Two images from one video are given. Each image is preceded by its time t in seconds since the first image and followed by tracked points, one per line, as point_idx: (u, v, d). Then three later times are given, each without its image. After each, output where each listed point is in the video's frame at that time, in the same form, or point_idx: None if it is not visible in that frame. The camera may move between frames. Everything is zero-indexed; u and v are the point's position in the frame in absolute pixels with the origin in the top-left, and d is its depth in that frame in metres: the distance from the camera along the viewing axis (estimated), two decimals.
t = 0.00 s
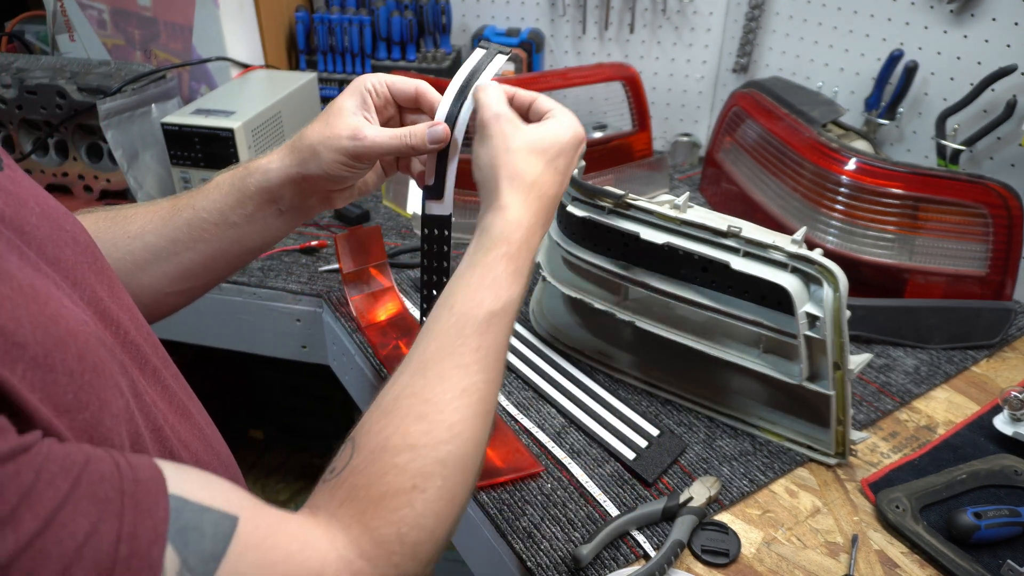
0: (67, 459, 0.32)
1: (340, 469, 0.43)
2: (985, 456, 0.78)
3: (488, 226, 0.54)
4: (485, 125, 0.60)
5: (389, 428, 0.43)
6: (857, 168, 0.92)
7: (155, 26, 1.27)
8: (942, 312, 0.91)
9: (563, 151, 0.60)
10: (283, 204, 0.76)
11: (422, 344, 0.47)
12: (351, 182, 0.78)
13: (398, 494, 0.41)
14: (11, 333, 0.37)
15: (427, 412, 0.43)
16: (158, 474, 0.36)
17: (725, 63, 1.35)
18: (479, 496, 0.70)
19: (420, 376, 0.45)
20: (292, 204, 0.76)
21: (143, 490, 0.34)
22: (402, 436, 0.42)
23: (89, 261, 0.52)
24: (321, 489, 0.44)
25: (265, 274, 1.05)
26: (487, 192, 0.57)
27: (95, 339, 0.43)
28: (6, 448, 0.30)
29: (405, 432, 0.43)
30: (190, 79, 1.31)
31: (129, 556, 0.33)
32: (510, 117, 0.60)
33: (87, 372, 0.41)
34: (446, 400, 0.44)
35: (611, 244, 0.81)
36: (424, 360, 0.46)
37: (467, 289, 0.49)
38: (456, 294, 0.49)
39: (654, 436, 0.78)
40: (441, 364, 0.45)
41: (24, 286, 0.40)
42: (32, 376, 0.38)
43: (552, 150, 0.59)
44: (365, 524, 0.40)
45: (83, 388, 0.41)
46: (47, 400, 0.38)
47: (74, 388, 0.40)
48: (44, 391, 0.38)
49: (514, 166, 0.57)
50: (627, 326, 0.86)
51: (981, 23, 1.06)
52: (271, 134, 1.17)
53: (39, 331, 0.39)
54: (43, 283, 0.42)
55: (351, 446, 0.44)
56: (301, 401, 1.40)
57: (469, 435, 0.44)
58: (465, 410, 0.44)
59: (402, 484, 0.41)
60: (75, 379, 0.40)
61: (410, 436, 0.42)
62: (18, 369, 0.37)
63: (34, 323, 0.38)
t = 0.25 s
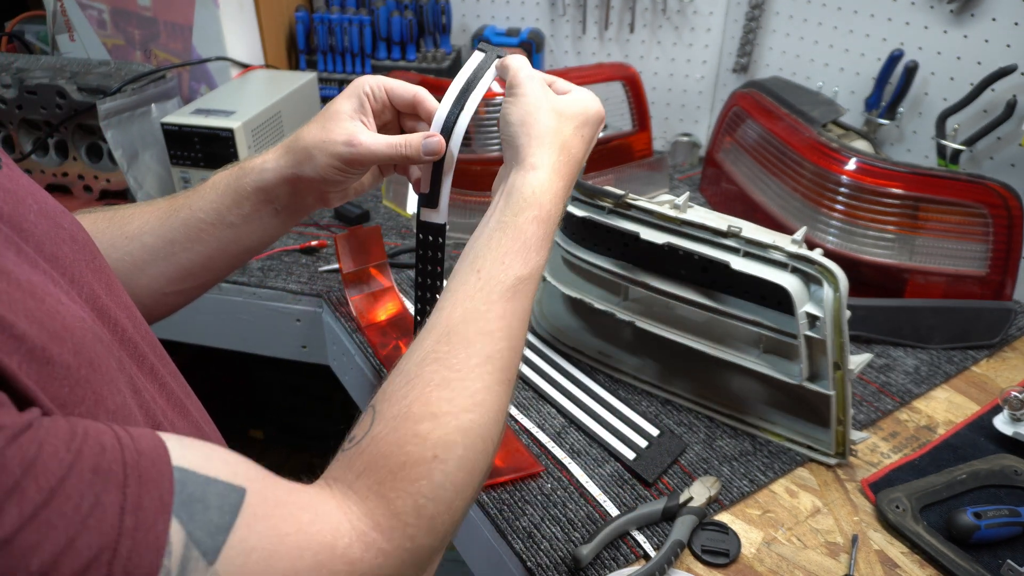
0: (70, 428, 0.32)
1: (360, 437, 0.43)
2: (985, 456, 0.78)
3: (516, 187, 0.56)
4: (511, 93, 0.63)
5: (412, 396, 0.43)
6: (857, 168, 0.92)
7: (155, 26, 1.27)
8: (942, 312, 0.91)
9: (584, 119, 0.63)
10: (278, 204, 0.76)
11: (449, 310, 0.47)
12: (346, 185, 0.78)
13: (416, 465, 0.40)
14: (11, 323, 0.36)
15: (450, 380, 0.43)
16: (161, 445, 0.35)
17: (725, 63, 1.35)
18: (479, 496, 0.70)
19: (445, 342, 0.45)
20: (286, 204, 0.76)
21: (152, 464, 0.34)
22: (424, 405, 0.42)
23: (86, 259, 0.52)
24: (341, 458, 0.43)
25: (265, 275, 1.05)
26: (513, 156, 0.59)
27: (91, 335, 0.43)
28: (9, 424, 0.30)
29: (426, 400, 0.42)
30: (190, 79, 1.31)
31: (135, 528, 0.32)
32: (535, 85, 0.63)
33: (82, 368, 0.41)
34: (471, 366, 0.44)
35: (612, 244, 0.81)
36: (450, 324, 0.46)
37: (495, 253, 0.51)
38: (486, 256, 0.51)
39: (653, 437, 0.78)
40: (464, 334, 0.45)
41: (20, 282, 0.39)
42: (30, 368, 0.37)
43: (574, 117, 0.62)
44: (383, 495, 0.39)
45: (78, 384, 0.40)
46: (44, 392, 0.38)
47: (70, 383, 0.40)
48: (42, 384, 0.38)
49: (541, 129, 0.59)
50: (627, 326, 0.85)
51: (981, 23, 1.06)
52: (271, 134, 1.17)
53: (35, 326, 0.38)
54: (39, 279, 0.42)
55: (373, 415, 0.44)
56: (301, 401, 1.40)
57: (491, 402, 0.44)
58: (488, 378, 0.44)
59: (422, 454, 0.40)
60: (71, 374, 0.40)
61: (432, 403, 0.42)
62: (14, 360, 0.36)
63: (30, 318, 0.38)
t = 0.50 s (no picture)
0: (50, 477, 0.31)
1: (302, 526, 0.42)
2: (985, 456, 0.78)
3: (473, 269, 0.53)
4: (465, 167, 0.59)
5: (357, 488, 0.42)
6: (857, 168, 0.92)
7: (155, 26, 1.27)
8: (942, 313, 0.91)
9: (544, 187, 0.59)
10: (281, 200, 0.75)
11: (400, 397, 0.46)
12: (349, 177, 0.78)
13: (360, 564, 0.39)
14: None
15: (396, 474, 0.42)
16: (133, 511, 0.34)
17: (725, 64, 1.35)
18: (479, 496, 0.70)
19: (392, 433, 0.44)
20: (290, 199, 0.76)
21: (126, 506, 0.34)
22: (369, 499, 0.41)
23: (86, 260, 0.52)
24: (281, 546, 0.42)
25: (265, 275, 1.05)
26: (469, 234, 0.56)
27: (89, 338, 0.44)
28: None
29: (371, 494, 0.42)
30: (190, 79, 1.31)
31: None
32: (491, 156, 0.60)
33: (77, 373, 0.41)
34: (416, 464, 0.43)
35: (611, 244, 0.81)
36: (399, 414, 0.45)
37: (449, 337, 0.48)
38: (437, 346, 0.48)
39: (653, 436, 0.78)
40: (414, 423, 0.44)
41: (17, 286, 0.40)
42: (21, 378, 0.37)
43: (533, 187, 0.58)
44: None
45: (71, 390, 0.40)
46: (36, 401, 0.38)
47: (63, 390, 0.40)
48: (33, 392, 0.38)
49: (496, 204, 0.56)
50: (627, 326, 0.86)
51: (981, 23, 1.06)
52: (271, 134, 1.17)
53: (28, 333, 0.38)
54: (38, 282, 0.42)
55: (317, 505, 0.43)
56: (301, 401, 1.40)
57: (438, 502, 0.43)
58: (435, 473, 0.43)
59: (365, 553, 0.40)
60: (65, 381, 0.40)
61: (377, 499, 0.41)
62: (6, 372, 0.36)
63: (23, 324, 0.38)
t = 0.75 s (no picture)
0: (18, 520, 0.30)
1: None
2: (985, 456, 0.78)
3: (401, 325, 0.51)
4: (400, 224, 0.57)
5: (286, 543, 0.41)
6: (857, 168, 0.92)
7: (155, 26, 1.27)
8: (943, 313, 0.91)
9: (479, 238, 0.56)
10: (287, 180, 0.77)
11: (327, 451, 0.45)
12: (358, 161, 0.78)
13: None
14: None
15: (325, 528, 0.42)
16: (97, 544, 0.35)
17: (725, 64, 1.35)
18: (479, 496, 0.70)
19: (319, 485, 0.43)
20: (293, 182, 0.77)
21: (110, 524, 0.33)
22: (298, 553, 0.40)
23: (87, 263, 0.52)
24: None
25: (264, 274, 1.05)
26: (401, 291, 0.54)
27: (81, 345, 0.44)
28: None
29: (302, 548, 0.41)
30: (190, 79, 1.31)
31: None
32: (424, 211, 0.58)
33: (69, 382, 0.41)
34: (347, 516, 0.42)
35: (611, 244, 0.81)
36: (324, 468, 0.44)
37: (375, 391, 0.47)
38: (363, 401, 0.47)
39: (653, 436, 0.78)
40: (340, 475, 0.44)
41: (13, 292, 0.40)
42: (10, 389, 0.37)
43: (464, 240, 0.55)
44: None
45: (63, 399, 0.40)
46: (27, 411, 0.38)
47: (54, 400, 0.40)
48: (24, 402, 0.38)
49: (424, 261, 0.54)
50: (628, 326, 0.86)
51: (981, 23, 1.06)
52: (271, 134, 1.17)
53: (18, 341, 0.39)
54: (36, 286, 0.42)
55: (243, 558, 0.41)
56: (301, 401, 1.40)
57: (367, 558, 0.42)
58: (366, 525, 0.43)
59: None
60: (56, 390, 0.40)
61: (306, 554, 0.40)
62: None
63: (14, 334, 0.39)
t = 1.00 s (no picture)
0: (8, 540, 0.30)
1: None
2: (985, 456, 0.78)
3: (350, 307, 0.49)
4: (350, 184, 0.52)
5: (256, 541, 0.43)
6: (857, 168, 0.92)
7: (155, 26, 1.27)
8: (943, 313, 0.91)
9: (435, 217, 0.51)
10: (300, 184, 0.75)
11: (285, 443, 0.47)
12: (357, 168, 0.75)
13: None
14: None
15: (294, 525, 0.44)
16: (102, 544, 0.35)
17: (725, 64, 1.35)
18: (480, 496, 0.71)
19: (283, 482, 0.45)
20: (307, 183, 0.75)
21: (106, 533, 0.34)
22: (270, 550, 0.43)
23: (94, 267, 0.52)
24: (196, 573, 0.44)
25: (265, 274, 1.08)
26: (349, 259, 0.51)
27: (85, 350, 0.44)
28: None
29: (272, 547, 0.43)
30: (190, 78, 1.31)
31: None
32: (376, 174, 0.51)
33: (74, 387, 0.42)
34: (316, 511, 0.44)
35: (611, 244, 0.81)
36: (285, 463, 0.46)
37: (329, 379, 0.47)
38: (315, 390, 0.48)
39: (654, 436, 0.78)
40: (304, 469, 0.45)
41: (17, 297, 0.40)
42: (16, 394, 0.38)
43: (416, 215, 0.50)
44: None
45: (68, 404, 0.40)
46: (33, 416, 0.38)
47: (59, 404, 0.40)
48: (29, 407, 0.38)
49: (371, 237, 0.50)
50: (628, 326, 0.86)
51: (981, 23, 1.06)
52: (271, 134, 1.17)
53: (24, 345, 0.39)
54: (40, 291, 0.43)
55: (214, 555, 0.43)
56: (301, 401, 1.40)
57: (340, 544, 0.45)
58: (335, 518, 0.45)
59: None
60: (61, 395, 0.40)
61: (278, 551, 0.43)
62: None
63: (20, 338, 0.39)
